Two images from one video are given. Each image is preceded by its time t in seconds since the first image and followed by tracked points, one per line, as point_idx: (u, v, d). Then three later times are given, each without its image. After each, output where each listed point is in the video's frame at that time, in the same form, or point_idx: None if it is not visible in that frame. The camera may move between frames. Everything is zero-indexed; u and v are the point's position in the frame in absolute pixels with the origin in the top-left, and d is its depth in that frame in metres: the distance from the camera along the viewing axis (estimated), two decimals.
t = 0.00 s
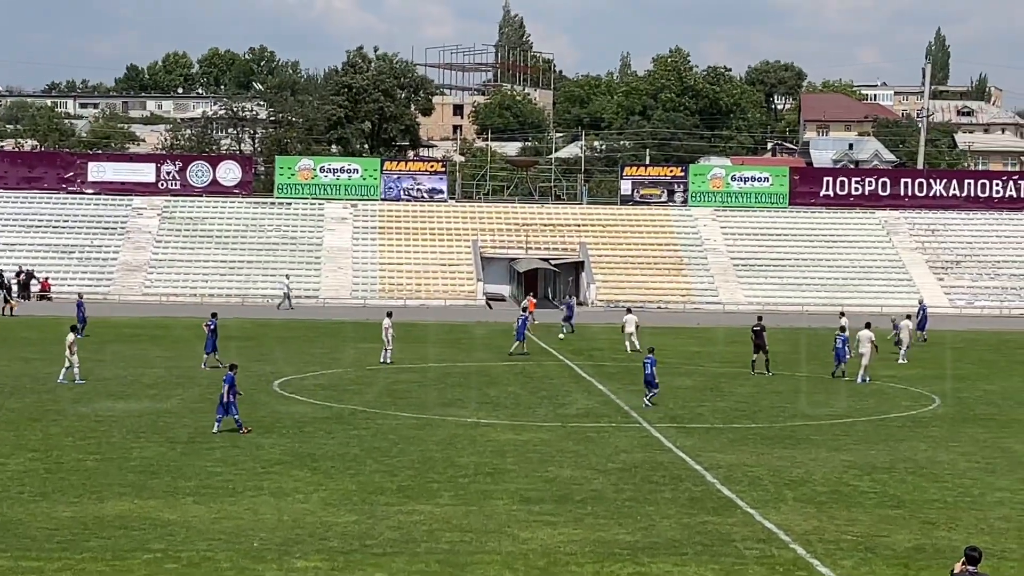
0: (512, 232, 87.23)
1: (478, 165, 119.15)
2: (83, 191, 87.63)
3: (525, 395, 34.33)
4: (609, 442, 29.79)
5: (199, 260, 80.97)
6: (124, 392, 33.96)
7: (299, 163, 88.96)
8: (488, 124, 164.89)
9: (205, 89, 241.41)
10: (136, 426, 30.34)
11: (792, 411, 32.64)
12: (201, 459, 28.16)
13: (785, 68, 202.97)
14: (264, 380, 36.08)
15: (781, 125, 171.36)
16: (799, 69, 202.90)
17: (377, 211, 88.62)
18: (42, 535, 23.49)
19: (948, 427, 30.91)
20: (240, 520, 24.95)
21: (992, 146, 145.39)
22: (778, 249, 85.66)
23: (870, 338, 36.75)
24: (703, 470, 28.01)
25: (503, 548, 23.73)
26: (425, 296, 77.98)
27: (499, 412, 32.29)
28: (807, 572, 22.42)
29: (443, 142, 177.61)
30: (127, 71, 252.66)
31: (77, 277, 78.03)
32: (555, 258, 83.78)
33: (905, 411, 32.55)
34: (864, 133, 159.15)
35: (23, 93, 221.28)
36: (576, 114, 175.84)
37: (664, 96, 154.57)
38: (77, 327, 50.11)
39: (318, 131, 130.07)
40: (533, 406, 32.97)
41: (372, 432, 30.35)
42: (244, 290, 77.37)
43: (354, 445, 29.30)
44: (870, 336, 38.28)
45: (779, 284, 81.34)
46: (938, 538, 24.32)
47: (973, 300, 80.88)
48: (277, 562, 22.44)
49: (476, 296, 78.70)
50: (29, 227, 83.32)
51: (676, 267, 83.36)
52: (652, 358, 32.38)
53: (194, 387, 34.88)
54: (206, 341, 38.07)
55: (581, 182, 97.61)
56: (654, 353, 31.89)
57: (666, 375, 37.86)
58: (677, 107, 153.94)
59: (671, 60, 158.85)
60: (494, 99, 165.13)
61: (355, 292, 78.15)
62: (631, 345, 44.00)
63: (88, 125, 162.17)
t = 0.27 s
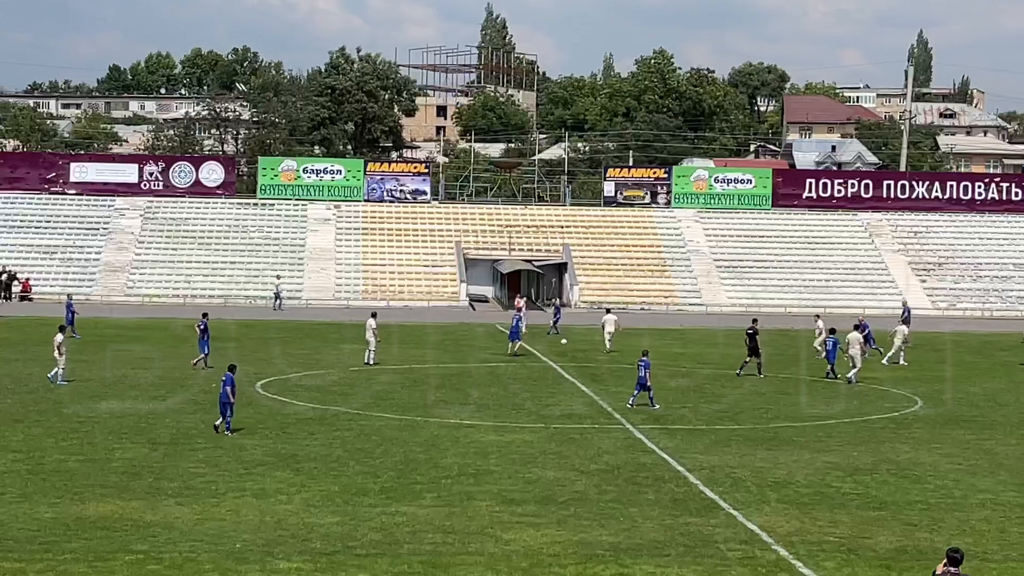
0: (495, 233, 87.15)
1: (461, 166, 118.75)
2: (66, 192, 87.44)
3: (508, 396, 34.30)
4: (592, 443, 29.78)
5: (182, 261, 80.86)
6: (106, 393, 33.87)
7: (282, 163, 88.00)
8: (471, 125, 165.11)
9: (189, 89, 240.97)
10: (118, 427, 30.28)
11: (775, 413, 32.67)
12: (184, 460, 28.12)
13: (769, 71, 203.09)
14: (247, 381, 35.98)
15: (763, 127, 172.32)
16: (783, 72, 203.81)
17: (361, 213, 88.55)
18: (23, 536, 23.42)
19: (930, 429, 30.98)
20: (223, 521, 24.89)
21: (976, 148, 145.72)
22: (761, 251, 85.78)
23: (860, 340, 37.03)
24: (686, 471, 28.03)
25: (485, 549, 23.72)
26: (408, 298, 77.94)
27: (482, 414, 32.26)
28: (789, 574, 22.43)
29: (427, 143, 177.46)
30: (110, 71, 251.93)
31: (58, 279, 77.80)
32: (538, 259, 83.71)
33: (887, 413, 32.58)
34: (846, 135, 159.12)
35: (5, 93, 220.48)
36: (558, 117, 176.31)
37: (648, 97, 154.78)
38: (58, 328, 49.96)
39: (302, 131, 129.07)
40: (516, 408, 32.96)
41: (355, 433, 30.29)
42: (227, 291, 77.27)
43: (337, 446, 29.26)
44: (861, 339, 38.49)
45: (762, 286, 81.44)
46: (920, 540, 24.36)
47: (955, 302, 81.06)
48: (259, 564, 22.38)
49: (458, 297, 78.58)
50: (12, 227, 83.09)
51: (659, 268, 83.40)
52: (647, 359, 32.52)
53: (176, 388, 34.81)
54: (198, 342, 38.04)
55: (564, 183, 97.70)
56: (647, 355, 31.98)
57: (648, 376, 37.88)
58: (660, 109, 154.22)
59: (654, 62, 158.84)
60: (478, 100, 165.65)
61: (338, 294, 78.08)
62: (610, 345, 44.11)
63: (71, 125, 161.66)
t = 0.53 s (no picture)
0: (476, 234, 87.08)
1: (443, 167, 118.28)
2: (46, 192, 87.17)
3: (489, 397, 34.30)
4: (574, 444, 29.76)
5: (163, 262, 80.69)
6: (84, 395, 33.75)
7: (263, 164, 88.67)
8: (452, 126, 165.23)
9: (169, 90, 240.09)
10: (97, 429, 30.21)
11: (756, 414, 32.70)
12: (164, 462, 28.07)
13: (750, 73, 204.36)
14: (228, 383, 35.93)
15: (743, 128, 172.49)
16: (762, 74, 205.10)
17: (341, 214, 88.46)
18: (2, 538, 23.31)
19: (911, 430, 31.03)
20: (203, 523, 24.85)
21: (958, 149, 146.20)
22: (742, 252, 85.84)
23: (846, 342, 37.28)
24: (666, 473, 28.04)
25: (466, 550, 23.70)
26: (389, 298, 77.82)
27: (463, 415, 32.23)
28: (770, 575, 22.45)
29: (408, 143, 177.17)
30: (89, 71, 251.24)
31: (38, 279, 77.48)
32: (520, 260, 83.76)
33: (867, 415, 32.60)
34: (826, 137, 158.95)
35: None
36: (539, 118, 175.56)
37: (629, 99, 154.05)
38: (36, 329, 49.77)
39: (283, 132, 128.28)
40: (498, 409, 32.95)
41: (335, 434, 30.26)
42: (207, 292, 77.15)
43: (317, 448, 29.23)
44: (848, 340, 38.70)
45: (743, 287, 81.46)
46: (900, 541, 24.41)
47: (936, 304, 81.15)
48: (240, 565, 22.31)
49: (439, 300, 78.44)
50: None
51: (640, 270, 83.44)
52: (638, 360, 32.68)
53: (156, 390, 34.74)
54: (187, 342, 38.03)
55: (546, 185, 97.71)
56: (639, 354, 32.12)
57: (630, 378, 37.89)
58: (641, 111, 153.76)
59: (635, 63, 158.31)
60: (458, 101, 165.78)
61: (319, 295, 77.95)
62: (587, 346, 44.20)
63: (51, 126, 160.93)
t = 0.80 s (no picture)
0: (456, 235, 87.09)
1: (424, 167, 118.07)
2: (25, 192, 86.90)
3: (468, 398, 34.31)
4: (553, 445, 29.78)
5: (141, 262, 80.46)
6: (61, 396, 33.64)
7: (243, 164, 88.24)
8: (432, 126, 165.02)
9: (148, 90, 238.98)
10: (76, 429, 30.14)
11: (735, 415, 32.78)
12: (142, 462, 28.01)
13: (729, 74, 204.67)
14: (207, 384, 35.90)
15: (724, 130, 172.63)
16: (741, 75, 205.22)
17: (321, 215, 88.51)
18: None
19: (889, 430, 31.12)
20: (182, 523, 24.79)
21: (937, 149, 146.63)
22: (721, 253, 85.93)
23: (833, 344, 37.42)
24: (645, 473, 28.06)
25: (445, 551, 23.69)
26: (369, 298, 77.69)
27: (443, 415, 32.25)
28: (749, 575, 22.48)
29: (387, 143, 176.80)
30: (68, 71, 250.16)
31: (17, 279, 77.17)
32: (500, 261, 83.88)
33: (846, 416, 32.70)
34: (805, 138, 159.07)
35: None
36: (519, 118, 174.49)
37: (608, 100, 153.71)
38: (12, 330, 49.53)
39: (263, 132, 128.18)
40: (477, 410, 32.98)
41: (315, 435, 30.24)
42: (186, 292, 76.95)
43: (296, 448, 29.20)
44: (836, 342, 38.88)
45: (722, 288, 81.48)
46: (878, 541, 24.46)
47: (915, 304, 80.96)
48: (219, 566, 22.26)
49: (419, 299, 78.05)
50: None
51: (619, 271, 83.49)
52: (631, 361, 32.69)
53: (135, 390, 34.67)
54: (175, 344, 38.13)
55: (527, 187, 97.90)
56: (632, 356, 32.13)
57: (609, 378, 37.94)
58: (621, 112, 153.38)
59: (614, 64, 158.85)
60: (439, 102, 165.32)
61: (298, 295, 77.78)
62: (565, 347, 44.34)
63: (30, 126, 159.96)
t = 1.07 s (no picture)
0: (434, 235, 87.02)
1: (402, 167, 117.59)
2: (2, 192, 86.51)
3: (447, 398, 34.30)
4: (531, 444, 29.80)
5: (119, 262, 80.18)
6: (37, 396, 33.52)
7: (221, 164, 88.48)
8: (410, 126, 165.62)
9: (125, 90, 237.73)
10: (52, 429, 30.05)
11: (712, 415, 32.86)
12: (120, 463, 27.97)
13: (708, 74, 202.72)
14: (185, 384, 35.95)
15: (703, 130, 172.93)
16: (722, 76, 201.98)
17: (299, 214, 88.28)
18: None
19: (866, 430, 31.21)
20: (160, 523, 24.72)
21: (915, 150, 147.00)
22: (700, 253, 85.95)
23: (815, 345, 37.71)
24: (624, 473, 28.07)
25: (423, 551, 23.68)
26: (347, 298, 77.59)
27: (421, 415, 32.27)
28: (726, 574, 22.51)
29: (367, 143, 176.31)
30: (46, 70, 248.62)
31: None
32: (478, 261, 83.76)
33: (823, 415, 32.77)
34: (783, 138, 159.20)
35: None
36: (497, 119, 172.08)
37: (586, 100, 153.98)
38: None
39: (241, 132, 128.15)
40: (455, 409, 33.01)
41: (293, 435, 30.22)
42: (164, 292, 76.71)
43: (274, 448, 29.18)
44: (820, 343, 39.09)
45: (701, 288, 81.53)
46: (856, 541, 24.51)
47: (892, 304, 81.02)
48: (197, 566, 22.20)
49: (398, 300, 78.20)
50: None
51: (598, 270, 83.49)
52: (620, 361, 32.74)
53: (112, 391, 34.58)
54: (162, 343, 38.29)
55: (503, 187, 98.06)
56: (622, 355, 32.14)
57: (586, 378, 37.99)
58: (599, 111, 153.65)
59: (593, 63, 158.21)
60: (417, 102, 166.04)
61: (276, 295, 77.64)
62: (544, 349, 44.37)
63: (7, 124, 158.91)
